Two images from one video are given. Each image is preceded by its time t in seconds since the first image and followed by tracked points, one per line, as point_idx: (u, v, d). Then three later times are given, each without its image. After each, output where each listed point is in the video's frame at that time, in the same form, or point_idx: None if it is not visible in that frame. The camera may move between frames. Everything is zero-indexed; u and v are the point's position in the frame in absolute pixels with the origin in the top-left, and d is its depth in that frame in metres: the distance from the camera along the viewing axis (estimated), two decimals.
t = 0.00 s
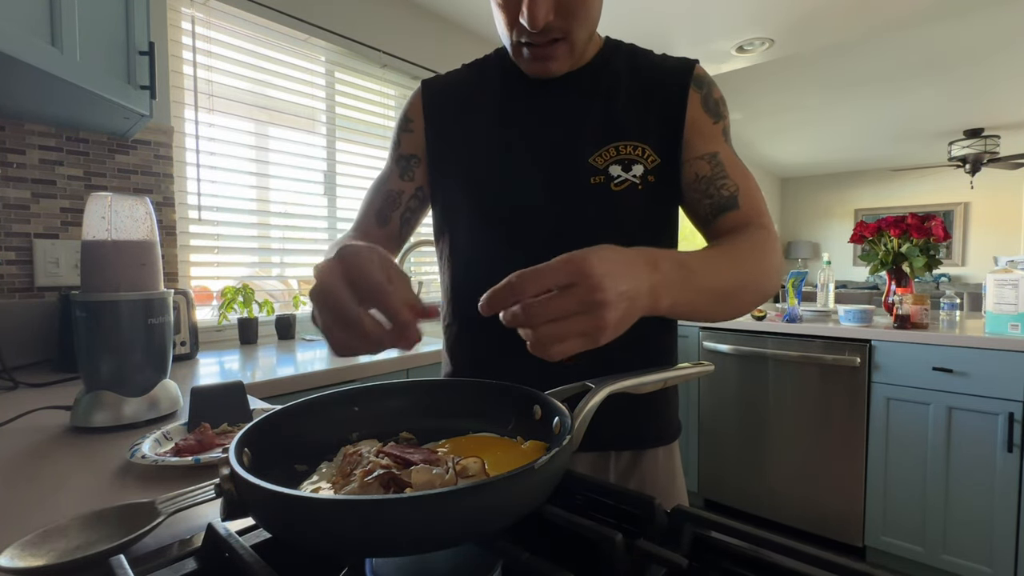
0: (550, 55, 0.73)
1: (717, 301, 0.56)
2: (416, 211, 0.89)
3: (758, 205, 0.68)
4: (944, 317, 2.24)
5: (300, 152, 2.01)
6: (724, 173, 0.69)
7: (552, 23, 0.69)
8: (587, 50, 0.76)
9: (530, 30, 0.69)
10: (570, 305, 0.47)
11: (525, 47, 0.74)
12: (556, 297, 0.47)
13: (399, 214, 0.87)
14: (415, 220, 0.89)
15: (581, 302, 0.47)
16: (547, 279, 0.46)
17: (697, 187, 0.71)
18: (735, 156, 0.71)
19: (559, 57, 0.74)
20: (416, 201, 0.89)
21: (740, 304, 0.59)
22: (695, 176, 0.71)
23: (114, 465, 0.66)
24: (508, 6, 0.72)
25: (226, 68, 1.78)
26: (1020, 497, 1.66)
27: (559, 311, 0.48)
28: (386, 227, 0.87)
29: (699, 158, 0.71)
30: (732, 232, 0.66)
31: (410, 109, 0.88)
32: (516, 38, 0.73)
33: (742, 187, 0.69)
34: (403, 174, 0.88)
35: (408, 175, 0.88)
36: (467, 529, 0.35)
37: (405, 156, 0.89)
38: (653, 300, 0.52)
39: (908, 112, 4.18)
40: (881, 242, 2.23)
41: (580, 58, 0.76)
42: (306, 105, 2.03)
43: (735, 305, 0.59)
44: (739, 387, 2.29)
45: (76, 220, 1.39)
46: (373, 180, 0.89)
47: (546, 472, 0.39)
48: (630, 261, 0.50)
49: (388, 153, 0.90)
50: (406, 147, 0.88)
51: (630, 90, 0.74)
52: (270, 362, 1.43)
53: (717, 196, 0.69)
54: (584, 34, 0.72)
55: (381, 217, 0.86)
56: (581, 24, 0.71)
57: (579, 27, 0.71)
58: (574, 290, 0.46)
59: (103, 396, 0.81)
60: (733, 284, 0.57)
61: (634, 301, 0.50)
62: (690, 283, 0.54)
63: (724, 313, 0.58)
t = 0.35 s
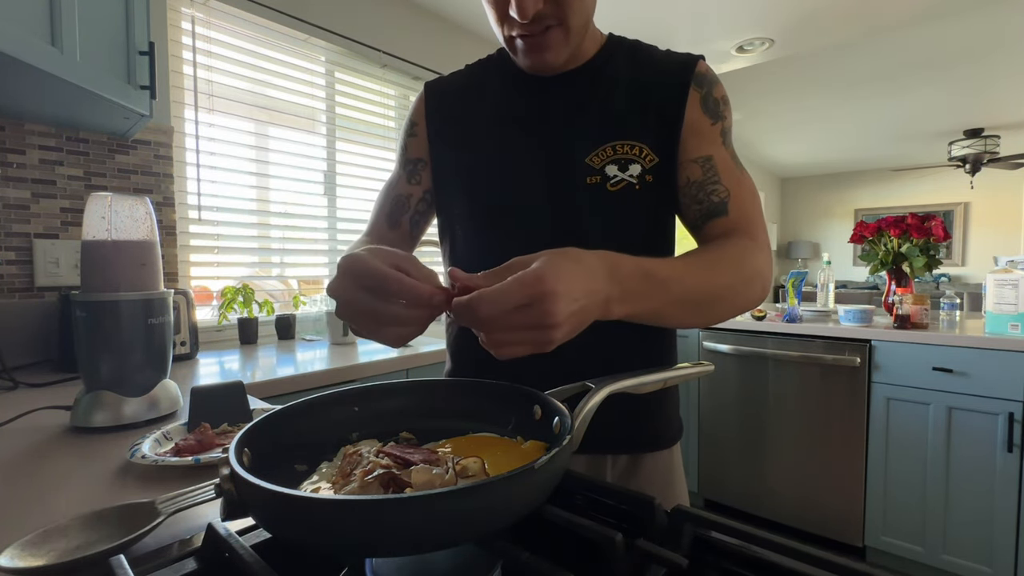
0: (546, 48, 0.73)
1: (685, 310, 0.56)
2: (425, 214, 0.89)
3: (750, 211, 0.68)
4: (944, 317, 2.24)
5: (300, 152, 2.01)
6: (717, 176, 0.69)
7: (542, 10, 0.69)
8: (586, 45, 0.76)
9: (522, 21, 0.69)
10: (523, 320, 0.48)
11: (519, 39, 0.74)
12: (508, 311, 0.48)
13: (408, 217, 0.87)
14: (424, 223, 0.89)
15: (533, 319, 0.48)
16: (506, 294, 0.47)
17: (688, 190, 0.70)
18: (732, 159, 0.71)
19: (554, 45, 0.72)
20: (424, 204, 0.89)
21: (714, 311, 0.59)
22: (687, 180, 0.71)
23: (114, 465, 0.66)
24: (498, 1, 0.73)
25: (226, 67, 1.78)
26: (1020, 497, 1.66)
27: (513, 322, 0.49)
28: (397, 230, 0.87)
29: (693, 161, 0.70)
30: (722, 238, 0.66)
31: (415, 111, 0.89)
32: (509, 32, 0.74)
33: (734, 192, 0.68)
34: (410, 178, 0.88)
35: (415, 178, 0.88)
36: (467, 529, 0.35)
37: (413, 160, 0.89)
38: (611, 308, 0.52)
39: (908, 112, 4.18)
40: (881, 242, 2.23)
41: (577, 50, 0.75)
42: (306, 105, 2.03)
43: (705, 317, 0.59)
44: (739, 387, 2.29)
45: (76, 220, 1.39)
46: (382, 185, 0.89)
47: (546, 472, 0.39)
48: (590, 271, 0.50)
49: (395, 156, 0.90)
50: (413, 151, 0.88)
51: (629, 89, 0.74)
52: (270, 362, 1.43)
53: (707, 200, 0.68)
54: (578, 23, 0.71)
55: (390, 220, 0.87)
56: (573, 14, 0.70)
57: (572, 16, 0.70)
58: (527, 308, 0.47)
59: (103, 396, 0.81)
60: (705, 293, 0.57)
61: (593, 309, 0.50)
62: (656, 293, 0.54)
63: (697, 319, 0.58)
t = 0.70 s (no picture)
0: (544, 51, 0.73)
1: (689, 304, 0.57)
2: (423, 217, 0.89)
3: (750, 209, 0.68)
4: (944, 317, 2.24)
5: (300, 152, 2.01)
6: (717, 176, 0.68)
7: (541, 13, 0.69)
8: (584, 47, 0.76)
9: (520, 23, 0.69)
10: (530, 314, 0.48)
11: (517, 43, 0.74)
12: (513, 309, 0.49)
13: (407, 220, 0.87)
14: (422, 225, 0.89)
15: (538, 311, 0.47)
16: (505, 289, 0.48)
17: (688, 189, 0.70)
18: (731, 157, 0.70)
19: (553, 49, 0.72)
20: (423, 207, 0.89)
21: (717, 307, 0.59)
22: (687, 179, 0.70)
23: (114, 465, 0.66)
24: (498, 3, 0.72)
25: (226, 67, 1.78)
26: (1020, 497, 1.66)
27: (520, 321, 0.49)
28: (395, 232, 0.87)
29: (692, 161, 0.70)
30: (724, 235, 0.66)
31: (414, 114, 0.89)
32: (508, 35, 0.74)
33: (735, 191, 0.68)
34: (409, 181, 0.88)
35: (414, 181, 0.89)
36: (468, 529, 0.35)
37: (411, 162, 0.89)
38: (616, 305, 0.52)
39: (908, 112, 4.17)
40: (881, 242, 2.23)
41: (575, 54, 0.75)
42: (305, 105, 2.03)
43: (709, 312, 0.59)
44: (739, 387, 2.29)
45: (76, 220, 1.39)
46: (381, 188, 0.89)
47: (546, 472, 0.39)
48: (592, 263, 0.50)
49: (394, 159, 0.91)
50: (412, 154, 0.88)
51: (628, 89, 0.74)
52: (270, 362, 1.43)
53: (708, 199, 0.68)
54: (576, 27, 0.71)
55: (389, 224, 0.87)
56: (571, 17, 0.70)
57: (570, 20, 0.70)
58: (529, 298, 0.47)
59: (103, 396, 0.81)
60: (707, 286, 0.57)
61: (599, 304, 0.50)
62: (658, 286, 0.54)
63: (702, 314, 0.58)
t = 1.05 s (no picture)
0: (546, 56, 0.73)
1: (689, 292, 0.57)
2: (419, 214, 0.89)
3: (748, 203, 0.68)
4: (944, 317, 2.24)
5: (300, 151, 2.01)
6: (714, 171, 0.69)
7: (545, 20, 0.69)
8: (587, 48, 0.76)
9: (525, 28, 0.70)
10: (524, 299, 0.49)
11: (520, 47, 0.74)
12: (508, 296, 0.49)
13: (402, 216, 0.87)
14: (417, 222, 0.89)
15: (532, 295, 0.48)
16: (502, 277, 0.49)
17: (686, 184, 0.71)
18: (728, 153, 0.71)
19: (554, 55, 0.73)
20: (419, 203, 0.89)
21: (716, 297, 0.59)
22: (684, 173, 0.71)
23: (115, 465, 0.66)
24: (503, 5, 0.72)
25: (226, 67, 1.78)
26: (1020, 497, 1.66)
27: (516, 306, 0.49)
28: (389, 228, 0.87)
29: (690, 156, 0.70)
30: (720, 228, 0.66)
31: (414, 112, 0.89)
32: (511, 37, 0.74)
33: (734, 186, 0.68)
34: (406, 176, 0.88)
35: (411, 177, 0.89)
36: (468, 528, 0.35)
37: (410, 159, 0.89)
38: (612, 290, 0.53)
39: (908, 112, 4.17)
40: (881, 242, 2.23)
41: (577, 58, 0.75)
42: (305, 105, 2.03)
43: (710, 302, 0.59)
44: (739, 386, 2.29)
45: (76, 220, 1.39)
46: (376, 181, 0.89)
47: (546, 472, 0.39)
48: (586, 248, 0.51)
49: (392, 155, 0.91)
50: (411, 151, 0.89)
51: (628, 87, 0.74)
52: (270, 362, 1.43)
53: (705, 194, 0.69)
54: (580, 33, 0.71)
55: (384, 218, 0.87)
56: (575, 24, 0.70)
57: (574, 26, 0.70)
58: (523, 283, 0.49)
59: (103, 396, 0.81)
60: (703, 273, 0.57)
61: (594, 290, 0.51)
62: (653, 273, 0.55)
63: (699, 303, 0.58)
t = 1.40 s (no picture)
0: (542, 56, 0.73)
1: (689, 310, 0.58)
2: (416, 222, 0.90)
3: (747, 198, 0.67)
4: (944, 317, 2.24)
5: (300, 152, 2.01)
6: (713, 167, 0.68)
7: (543, 23, 0.69)
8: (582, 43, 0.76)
9: (523, 31, 0.69)
10: (533, 330, 0.48)
11: (517, 48, 0.74)
12: (517, 323, 0.48)
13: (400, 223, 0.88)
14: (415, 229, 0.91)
15: (542, 330, 0.48)
16: (514, 310, 0.47)
17: (686, 181, 0.70)
18: (726, 147, 0.70)
19: (551, 55, 0.73)
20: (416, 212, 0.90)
21: (712, 308, 0.60)
22: (684, 170, 0.70)
23: (115, 465, 0.66)
24: (499, 6, 0.71)
25: (226, 67, 1.78)
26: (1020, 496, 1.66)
27: (523, 336, 0.48)
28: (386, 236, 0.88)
29: (689, 152, 0.70)
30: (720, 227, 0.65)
31: (408, 120, 0.89)
32: (507, 38, 0.73)
33: (733, 181, 0.68)
34: (403, 185, 0.89)
35: (408, 185, 0.89)
36: (469, 528, 0.35)
37: (406, 166, 0.90)
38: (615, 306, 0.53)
39: (908, 112, 4.17)
40: (881, 242, 2.23)
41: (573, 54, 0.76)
42: (305, 105, 2.03)
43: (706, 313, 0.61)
44: (740, 386, 2.29)
45: (76, 220, 1.39)
46: (373, 193, 0.90)
47: (546, 472, 0.39)
48: (603, 277, 0.50)
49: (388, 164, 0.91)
50: (407, 158, 0.89)
51: (624, 83, 0.74)
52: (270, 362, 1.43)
53: (706, 190, 0.68)
54: (576, 33, 0.72)
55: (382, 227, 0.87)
56: (572, 24, 0.70)
57: (571, 26, 0.71)
58: (539, 321, 0.47)
59: (103, 396, 0.81)
60: (710, 292, 0.57)
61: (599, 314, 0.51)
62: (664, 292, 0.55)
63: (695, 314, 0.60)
